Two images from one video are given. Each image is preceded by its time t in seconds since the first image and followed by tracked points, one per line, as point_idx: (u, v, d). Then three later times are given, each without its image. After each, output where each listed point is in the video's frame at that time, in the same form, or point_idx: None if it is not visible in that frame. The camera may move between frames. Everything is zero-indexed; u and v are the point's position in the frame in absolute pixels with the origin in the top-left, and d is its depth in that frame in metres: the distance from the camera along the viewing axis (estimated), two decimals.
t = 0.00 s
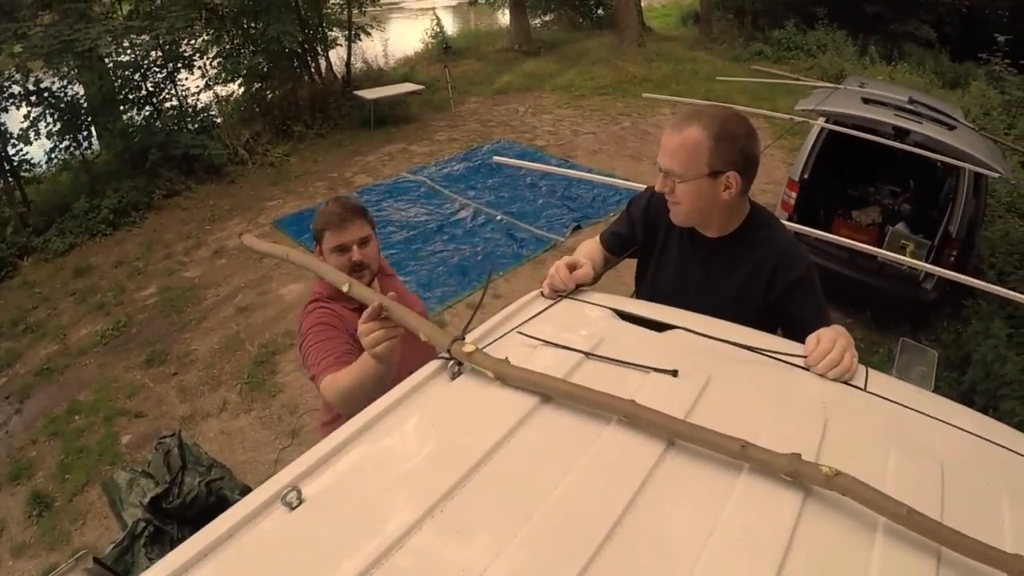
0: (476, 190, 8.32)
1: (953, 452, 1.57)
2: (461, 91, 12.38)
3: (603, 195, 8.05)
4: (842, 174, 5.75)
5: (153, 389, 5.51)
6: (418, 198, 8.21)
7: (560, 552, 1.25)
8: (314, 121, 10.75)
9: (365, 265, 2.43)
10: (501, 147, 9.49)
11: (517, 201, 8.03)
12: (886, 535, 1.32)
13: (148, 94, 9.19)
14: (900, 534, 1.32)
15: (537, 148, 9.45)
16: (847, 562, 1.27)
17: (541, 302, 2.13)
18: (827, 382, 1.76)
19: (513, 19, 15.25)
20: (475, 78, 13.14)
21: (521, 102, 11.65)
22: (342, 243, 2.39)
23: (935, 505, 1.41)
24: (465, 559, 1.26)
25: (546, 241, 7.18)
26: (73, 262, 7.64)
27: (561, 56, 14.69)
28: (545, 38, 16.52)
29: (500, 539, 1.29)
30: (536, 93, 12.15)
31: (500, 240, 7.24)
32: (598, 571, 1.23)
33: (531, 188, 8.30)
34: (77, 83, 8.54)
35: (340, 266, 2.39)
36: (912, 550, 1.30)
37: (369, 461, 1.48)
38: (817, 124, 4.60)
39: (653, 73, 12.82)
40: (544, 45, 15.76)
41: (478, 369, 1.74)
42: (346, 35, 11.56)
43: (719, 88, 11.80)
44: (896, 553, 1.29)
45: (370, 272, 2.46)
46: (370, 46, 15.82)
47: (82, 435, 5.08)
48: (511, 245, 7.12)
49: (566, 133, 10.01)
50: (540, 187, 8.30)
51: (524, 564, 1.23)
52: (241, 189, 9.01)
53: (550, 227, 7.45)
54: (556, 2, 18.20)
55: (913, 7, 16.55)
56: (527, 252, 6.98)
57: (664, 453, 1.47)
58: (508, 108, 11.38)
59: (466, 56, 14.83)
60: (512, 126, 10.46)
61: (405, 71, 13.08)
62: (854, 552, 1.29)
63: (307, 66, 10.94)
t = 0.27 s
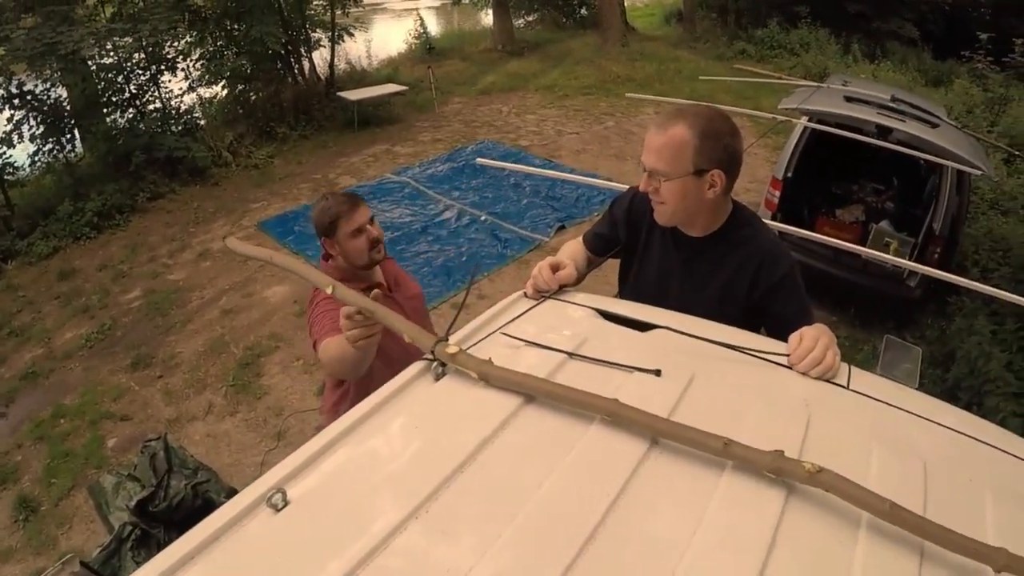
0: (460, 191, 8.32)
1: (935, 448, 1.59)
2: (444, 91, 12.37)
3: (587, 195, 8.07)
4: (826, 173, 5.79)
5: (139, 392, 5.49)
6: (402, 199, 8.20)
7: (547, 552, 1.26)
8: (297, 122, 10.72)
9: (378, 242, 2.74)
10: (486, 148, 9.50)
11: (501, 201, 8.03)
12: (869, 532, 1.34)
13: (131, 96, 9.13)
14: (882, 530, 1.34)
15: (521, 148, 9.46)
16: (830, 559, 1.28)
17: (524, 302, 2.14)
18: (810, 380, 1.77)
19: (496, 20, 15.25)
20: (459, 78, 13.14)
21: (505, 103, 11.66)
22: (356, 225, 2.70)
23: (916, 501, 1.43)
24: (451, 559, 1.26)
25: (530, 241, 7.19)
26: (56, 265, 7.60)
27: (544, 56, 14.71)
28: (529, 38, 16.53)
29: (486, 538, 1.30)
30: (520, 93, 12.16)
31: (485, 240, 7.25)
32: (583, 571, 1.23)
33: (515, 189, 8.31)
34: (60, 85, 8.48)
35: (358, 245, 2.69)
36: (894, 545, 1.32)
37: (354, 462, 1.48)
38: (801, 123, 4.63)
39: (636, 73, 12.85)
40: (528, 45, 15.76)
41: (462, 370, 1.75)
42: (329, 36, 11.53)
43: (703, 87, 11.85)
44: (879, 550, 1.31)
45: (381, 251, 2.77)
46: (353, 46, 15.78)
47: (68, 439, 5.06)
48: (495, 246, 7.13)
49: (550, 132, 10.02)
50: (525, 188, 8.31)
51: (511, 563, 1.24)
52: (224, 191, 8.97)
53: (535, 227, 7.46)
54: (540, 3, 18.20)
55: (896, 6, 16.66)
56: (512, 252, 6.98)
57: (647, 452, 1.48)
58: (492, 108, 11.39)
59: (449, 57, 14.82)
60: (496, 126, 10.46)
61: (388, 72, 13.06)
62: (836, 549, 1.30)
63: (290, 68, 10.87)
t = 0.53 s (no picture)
0: (451, 191, 8.32)
1: (925, 443, 1.60)
2: (434, 92, 12.37)
3: (577, 194, 8.08)
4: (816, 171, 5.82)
5: (131, 395, 5.47)
6: (393, 200, 8.19)
7: (540, 549, 1.27)
8: (287, 124, 10.70)
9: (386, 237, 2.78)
10: (475, 148, 9.50)
11: (491, 201, 8.03)
12: (858, 527, 1.35)
13: (120, 99, 9.13)
14: (871, 525, 1.35)
15: (511, 148, 9.46)
16: (821, 554, 1.29)
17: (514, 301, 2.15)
18: (799, 377, 1.78)
19: (485, 20, 15.25)
20: (448, 79, 13.13)
21: (495, 103, 11.66)
22: (368, 221, 2.70)
23: (906, 496, 1.44)
24: (444, 558, 1.27)
25: (520, 241, 7.20)
26: (47, 269, 7.58)
27: (534, 55, 14.72)
28: (519, 38, 16.54)
29: (479, 536, 1.30)
30: (510, 93, 12.16)
31: (475, 240, 7.25)
32: (575, 569, 1.24)
33: (505, 188, 8.31)
34: (49, 89, 8.51)
35: (373, 240, 2.70)
36: (884, 539, 1.33)
37: (346, 461, 1.49)
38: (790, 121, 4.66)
39: (625, 72, 12.87)
40: (517, 44, 15.77)
41: (453, 370, 1.75)
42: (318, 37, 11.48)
43: (692, 86, 11.88)
44: (869, 544, 1.32)
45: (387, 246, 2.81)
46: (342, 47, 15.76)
47: (60, 443, 5.04)
48: (486, 246, 7.13)
49: (539, 132, 10.03)
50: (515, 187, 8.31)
51: (504, 561, 1.24)
52: (215, 193, 8.95)
53: (525, 226, 7.47)
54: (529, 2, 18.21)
55: (885, 4, 16.73)
56: (502, 252, 6.99)
57: (637, 449, 1.49)
58: (482, 108, 11.39)
59: (439, 57, 14.81)
60: (485, 126, 10.46)
61: (377, 73, 13.04)
62: (827, 544, 1.31)
63: (280, 70, 10.85)
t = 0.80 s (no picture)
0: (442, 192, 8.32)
1: (914, 439, 1.61)
2: (425, 92, 12.36)
3: (569, 194, 8.10)
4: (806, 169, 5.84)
5: (124, 399, 5.46)
6: (384, 201, 8.19)
7: (534, 548, 1.27)
8: (279, 125, 10.68)
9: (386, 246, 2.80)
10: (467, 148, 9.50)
11: (483, 202, 8.04)
12: (850, 523, 1.36)
13: (111, 101, 9.07)
14: (863, 521, 1.36)
15: (502, 149, 9.47)
16: (813, 550, 1.30)
17: (504, 302, 2.15)
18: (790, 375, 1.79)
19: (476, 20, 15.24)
20: (439, 79, 13.13)
21: (486, 103, 11.67)
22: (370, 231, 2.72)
23: (897, 493, 1.45)
24: (438, 557, 1.27)
25: (512, 241, 7.20)
26: (39, 272, 7.55)
27: (525, 55, 14.72)
28: (510, 38, 16.55)
29: (473, 534, 1.30)
30: (501, 93, 12.17)
31: (467, 241, 7.25)
32: (569, 568, 1.24)
33: (496, 189, 8.31)
34: (40, 91, 8.46)
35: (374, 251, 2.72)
36: (875, 535, 1.34)
37: (340, 462, 1.49)
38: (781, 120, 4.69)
39: (616, 71, 12.88)
40: (508, 45, 15.77)
41: (445, 370, 1.76)
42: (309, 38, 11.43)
43: (684, 86, 11.91)
44: (861, 540, 1.33)
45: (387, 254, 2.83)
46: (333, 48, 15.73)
47: (53, 447, 5.03)
48: (478, 246, 7.13)
49: (531, 132, 10.04)
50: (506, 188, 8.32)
51: (499, 560, 1.25)
52: (207, 195, 8.92)
53: (516, 226, 7.48)
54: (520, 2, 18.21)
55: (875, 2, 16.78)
56: (494, 252, 7.00)
57: (629, 448, 1.49)
58: (473, 109, 11.39)
59: (430, 58, 14.80)
60: (477, 127, 10.47)
61: (368, 74, 13.03)
62: (818, 541, 1.32)
63: (270, 71, 10.78)
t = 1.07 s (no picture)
0: (436, 192, 8.31)
1: (909, 435, 1.62)
2: (419, 93, 12.36)
3: (564, 193, 8.11)
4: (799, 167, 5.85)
5: (119, 401, 5.45)
6: (379, 201, 8.18)
7: (532, 546, 1.27)
8: (273, 126, 10.66)
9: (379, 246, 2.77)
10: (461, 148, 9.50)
11: (478, 202, 8.04)
12: (846, 519, 1.36)
13: (105, 103, 8.98)
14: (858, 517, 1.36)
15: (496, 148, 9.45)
16: (809, 546, 1.31)
17: (500, 301, 2.15)
18: (785, 372, 1.80)
19: (470, 20, 15.24)
20: (433, 79, 13.12)
21: (480, 103, 11.66)
22: (363, 231, 2.69)
23: (892, 489, 1.45)
24: (436, 556, 1.27)
25: (507, 241, 7.21)
26: (33, 275, 7.53)
27: (519, 55, 14.72)
28: (503, 38, 16.54)
29: (470, 533, 1.31)
30: (495, 93, 12.17)
31: (462, 241, 7.25)
32: (565, 566, 1.25)
33: (491, 189, 8.31)
34: (33, 92, 8.44)
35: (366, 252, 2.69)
36: (871, 530, 1.34)
37: (336, 462, 1.49)
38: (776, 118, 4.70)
39: (610, 71, 12.89)
40: (502, 44, 15.77)
41: (441, 369, 1.76)
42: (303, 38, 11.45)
43: (677, 84, 11.92)
44: (857, 536, 1.33)
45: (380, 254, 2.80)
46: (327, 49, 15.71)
47: (48, 449, 5.01)
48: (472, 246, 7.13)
49: (525, 132, 10.04)
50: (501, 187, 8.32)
51: (497, 559, 1.25)
52: (202, 197, 8.91)
53: (511, 226, 7.49)
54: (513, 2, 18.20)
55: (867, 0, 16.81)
56: (489, 252, 7.00)
57: (625, 446, 1.50)
58: (467, 108, 11.38)
59: (424, 58, 14.80)
60: (471, 126, 10.46)
61: (362, 74, 13.01)
62: (814, 537, 1.33)
63: (265, 72, 10.80)
